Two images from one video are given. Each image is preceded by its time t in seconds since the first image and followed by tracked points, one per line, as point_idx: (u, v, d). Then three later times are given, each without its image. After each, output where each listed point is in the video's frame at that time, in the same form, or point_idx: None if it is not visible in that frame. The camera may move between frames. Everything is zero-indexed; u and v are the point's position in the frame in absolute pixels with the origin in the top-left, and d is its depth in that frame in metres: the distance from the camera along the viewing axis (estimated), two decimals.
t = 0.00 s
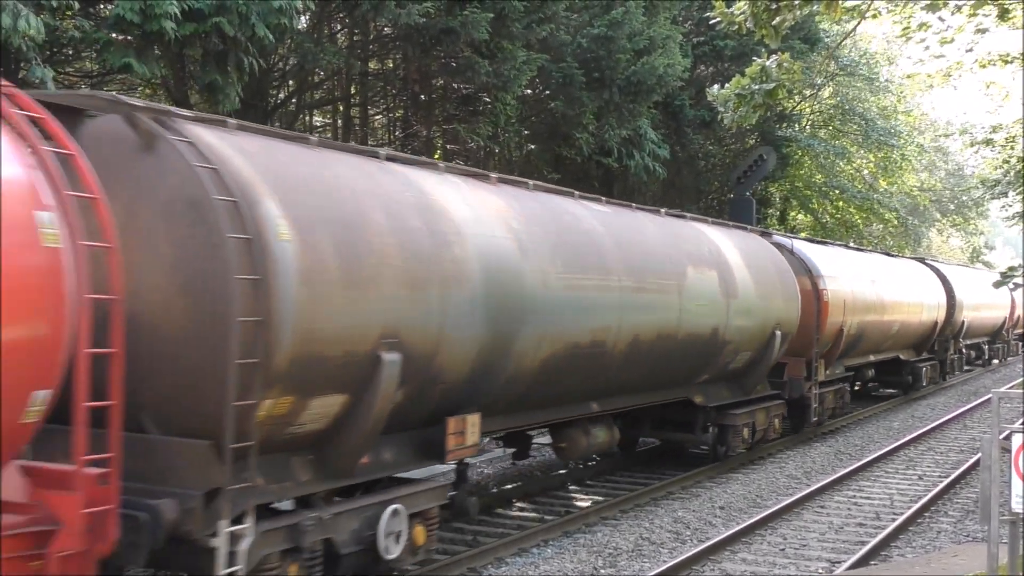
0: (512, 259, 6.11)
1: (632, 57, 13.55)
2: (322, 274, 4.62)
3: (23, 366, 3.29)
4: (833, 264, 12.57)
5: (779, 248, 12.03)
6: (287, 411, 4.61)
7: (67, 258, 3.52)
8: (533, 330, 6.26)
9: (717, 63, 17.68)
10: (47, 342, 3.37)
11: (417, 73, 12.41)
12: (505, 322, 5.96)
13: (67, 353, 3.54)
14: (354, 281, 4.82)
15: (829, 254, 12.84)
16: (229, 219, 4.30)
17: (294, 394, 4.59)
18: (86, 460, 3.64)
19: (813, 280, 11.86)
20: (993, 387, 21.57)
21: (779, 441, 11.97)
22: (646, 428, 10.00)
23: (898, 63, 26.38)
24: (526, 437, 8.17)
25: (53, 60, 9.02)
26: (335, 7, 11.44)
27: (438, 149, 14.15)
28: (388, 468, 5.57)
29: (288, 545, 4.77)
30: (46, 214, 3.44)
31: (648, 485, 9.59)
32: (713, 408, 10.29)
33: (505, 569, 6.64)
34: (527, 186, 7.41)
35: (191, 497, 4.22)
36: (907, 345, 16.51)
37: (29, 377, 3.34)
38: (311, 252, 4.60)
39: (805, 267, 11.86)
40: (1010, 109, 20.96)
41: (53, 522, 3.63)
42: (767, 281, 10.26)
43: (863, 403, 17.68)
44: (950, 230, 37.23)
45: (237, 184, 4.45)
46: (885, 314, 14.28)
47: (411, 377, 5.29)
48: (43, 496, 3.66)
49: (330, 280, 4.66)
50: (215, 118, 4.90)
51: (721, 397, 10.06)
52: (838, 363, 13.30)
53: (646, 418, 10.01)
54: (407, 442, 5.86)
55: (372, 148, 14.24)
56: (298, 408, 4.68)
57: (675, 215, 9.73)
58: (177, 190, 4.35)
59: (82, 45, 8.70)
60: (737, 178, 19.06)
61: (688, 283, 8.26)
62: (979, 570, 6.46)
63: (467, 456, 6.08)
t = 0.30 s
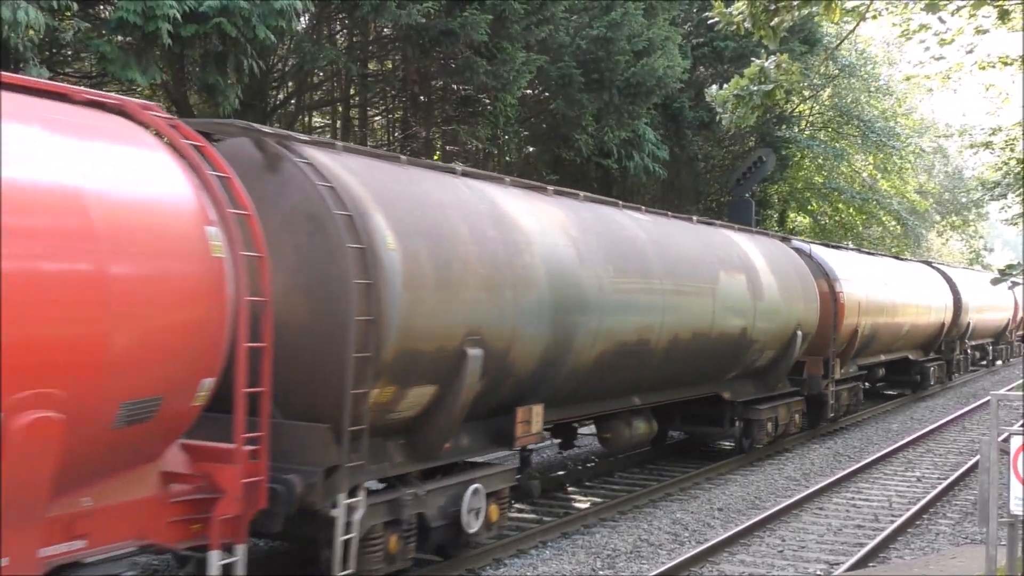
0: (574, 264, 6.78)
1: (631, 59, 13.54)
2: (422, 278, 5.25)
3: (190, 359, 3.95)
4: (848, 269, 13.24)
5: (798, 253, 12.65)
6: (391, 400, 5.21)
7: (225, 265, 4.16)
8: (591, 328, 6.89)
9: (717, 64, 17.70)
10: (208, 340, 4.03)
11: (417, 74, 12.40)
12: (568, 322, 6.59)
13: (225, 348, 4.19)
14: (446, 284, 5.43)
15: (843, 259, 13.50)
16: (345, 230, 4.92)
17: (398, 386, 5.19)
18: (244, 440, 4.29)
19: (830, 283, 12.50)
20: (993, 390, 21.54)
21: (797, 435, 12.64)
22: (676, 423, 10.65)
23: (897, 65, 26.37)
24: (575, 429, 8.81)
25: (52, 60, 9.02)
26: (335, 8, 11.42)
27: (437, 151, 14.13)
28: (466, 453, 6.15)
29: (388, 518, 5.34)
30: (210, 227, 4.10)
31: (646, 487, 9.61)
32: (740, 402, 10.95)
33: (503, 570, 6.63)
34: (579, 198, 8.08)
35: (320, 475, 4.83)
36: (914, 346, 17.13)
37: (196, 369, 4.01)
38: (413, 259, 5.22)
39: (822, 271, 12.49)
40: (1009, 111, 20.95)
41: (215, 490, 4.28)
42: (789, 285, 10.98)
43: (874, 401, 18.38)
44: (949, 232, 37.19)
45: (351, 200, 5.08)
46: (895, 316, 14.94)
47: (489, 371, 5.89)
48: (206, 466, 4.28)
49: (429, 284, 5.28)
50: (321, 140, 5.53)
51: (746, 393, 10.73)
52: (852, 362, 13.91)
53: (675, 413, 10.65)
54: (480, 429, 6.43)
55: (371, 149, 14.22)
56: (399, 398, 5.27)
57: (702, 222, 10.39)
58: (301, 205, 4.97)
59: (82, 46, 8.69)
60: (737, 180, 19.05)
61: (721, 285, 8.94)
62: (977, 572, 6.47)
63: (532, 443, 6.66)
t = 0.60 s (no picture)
0: (625, 267, 7.47)
1: (631, 60, 13.54)
2: (501, 281, 5.94)
3: (316, 352, 4.55)
4: (861, 271, 13.96)
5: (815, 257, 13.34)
6: (472, 391, 5.89)
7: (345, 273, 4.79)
8: (639, 327, 7.59)
9: (716, 65, 17.72)
10: (331, 338, 4.66)
11: (417, 75, 12.43)
12: (621, 319, 7.27)
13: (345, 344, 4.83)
14: (519, 287, 6.11)
15: (856, 262, 14.21)
16: (436, 239, 5.61)
17: (479, 378, 5.88)
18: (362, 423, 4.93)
19: (846, 285, 13.20)
20: (992, 390, 21.53)
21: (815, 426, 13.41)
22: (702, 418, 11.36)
23: (896, 65, 26.36)
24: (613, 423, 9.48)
25: (52, 62, 9.02)
26: (334, 9, 11.41)
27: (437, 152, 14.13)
28: (528, 440, 6.88)
29: (471, 495, 6.11)
30: (332, 239, 4.74)
31: (646, 487, 9.62)
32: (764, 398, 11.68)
33: (504, 571, 6.62)
34: (622, 207, 8.81)
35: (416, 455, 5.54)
36: (921, 344, 17.83)
37: (320, 362, 4.62)
38: (493, 265, 5.91)
39: (837, 274, 13.18)
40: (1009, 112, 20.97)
41: (336, 466, 4.93)
42: (808, 286, 11.72)
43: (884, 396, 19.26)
44: (948, 232, 37.21)
45: (441, 213, 5.78)
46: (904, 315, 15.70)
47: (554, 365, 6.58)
48: (326, 445, 4.96)
49: (506, 285, 5.97)
50: (409, 159, 6.24)
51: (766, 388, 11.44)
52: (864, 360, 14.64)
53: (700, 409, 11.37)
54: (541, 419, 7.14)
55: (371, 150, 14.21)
56: (478, 388, 5.96)
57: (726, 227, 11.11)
58: (398, 217, 5.69)
59: (82, 48, 8.69)
60: (736, 180, 19.06)
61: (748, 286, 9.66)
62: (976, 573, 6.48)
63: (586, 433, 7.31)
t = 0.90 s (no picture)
0: (671, 273, 8.23)
1: (631, 62, 13.55)
2: (564, 285, 6.66)
3: (419, 346, 5.29)
4: (873, 274, 14.74)
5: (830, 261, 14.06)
6: (538, 385, 6.60)
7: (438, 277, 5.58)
8: (680, 327, 8.32)
9: (715, 67, 17.74)
10: (432, 333, 5.43)
11: (416, 77, 12.46)
12: (667, 320, 8.00)
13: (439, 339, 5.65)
14: (580, 290, 6.84)
15: (869, 265, 14.99)
16: (509, 249, 6.36)
17: (545, 373, 6.61)
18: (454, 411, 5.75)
19: (859, 288, 14.00)
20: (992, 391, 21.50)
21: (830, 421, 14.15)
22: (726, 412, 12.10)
23: (896, 66, 26.37)
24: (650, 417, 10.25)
25: (52, 65, 9.02)
26: (334, 12, 11.39)
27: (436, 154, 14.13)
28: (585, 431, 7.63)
29: (535, 479, 6.84)
30: (429, 249, 5.54)
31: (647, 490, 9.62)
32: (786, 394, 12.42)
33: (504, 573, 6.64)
34: (659, 216, 9.60)
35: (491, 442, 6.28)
36: (930, 343, 18.52)
37: (422, 355, 5.36)
38: (559, 271, 6.64)
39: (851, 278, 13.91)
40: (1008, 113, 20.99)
41: (427, 451, 5.77)
42: (826, 289, 12.51)
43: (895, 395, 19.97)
44: (947, 234, 37.19)
45: (512, 225, 6.52)
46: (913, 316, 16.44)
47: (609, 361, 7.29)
48: (421, 433, 5.78)
49: (569, 288, 6.69)
50: (480, 176, 7.03)
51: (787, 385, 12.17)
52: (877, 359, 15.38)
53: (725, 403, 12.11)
54: (592, 413, 7.86)
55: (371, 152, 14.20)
56: (543, 382, 6.67)
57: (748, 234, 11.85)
58: (474, 228, 6.46)
59: (83, 52, 8.70)
60: (735, 182, 19.06)
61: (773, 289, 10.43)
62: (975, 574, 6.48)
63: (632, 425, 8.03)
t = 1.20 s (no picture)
0: (707, 278, 9.14)
1: (632, 64, 13.59)
2: (615, 290, 7.52)
3: (496, 344, 6.14)
4: (887, 279, 15.62)
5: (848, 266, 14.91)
6: (593, 379, 7.45)
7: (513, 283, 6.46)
8: (715, 328, 9.18)
9: (716, 69, 17.75)
10: (509, 332, 6.34)
11: (417, 80, 12.44)
12: (705, 320, 8.90)
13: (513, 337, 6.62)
14: (629, 294, 7.70)
15: (881, 269, 15.81)
16: (570, 255, 7.24)
17: (600, 368, 7.47)
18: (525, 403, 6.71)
19: (874, 290, 14.86)
20: (994, 394, 21.41)
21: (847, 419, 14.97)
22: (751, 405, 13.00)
23: (897, 68, 26.37)
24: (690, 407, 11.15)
25: (53, 68, 9.01)
26: (334, 14, 11.37)
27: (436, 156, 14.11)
28: (631, 424, 8.50)
29: (590, 467, 7.75)
30: (504, 259, 6.43)
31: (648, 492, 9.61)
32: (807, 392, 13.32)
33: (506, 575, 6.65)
34: (691, 225, 10.46)
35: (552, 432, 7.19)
36: (940, 345, 19.31)
37: (498, 352, 6.25)
38: (612, 277, 7.52)
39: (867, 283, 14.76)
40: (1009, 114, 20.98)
41: (504, 438, 6.72)
42: (845, 292, 13.38)
43: (905, 394, 20.70)
44: (948, 236, 37.17)
45: (569, 235, 7.39)
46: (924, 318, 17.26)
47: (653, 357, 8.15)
48: (497, 422, 6.75)
49: (620, 293, 7.55)
50: (540, 191, 7.92)
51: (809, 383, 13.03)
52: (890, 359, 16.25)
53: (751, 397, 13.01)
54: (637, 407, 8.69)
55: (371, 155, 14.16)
56: (597, 377, 7.51)
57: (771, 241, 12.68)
58: (540, 238, 7.37)
59: (85, 54, 8.69)
60: (736, 184, 19.06)
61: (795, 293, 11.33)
62: None
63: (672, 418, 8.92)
